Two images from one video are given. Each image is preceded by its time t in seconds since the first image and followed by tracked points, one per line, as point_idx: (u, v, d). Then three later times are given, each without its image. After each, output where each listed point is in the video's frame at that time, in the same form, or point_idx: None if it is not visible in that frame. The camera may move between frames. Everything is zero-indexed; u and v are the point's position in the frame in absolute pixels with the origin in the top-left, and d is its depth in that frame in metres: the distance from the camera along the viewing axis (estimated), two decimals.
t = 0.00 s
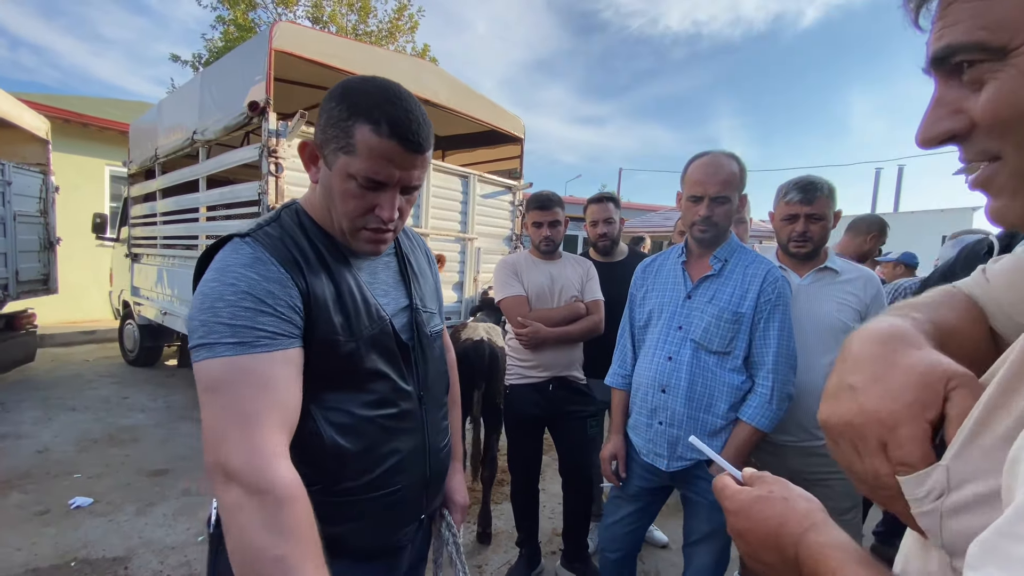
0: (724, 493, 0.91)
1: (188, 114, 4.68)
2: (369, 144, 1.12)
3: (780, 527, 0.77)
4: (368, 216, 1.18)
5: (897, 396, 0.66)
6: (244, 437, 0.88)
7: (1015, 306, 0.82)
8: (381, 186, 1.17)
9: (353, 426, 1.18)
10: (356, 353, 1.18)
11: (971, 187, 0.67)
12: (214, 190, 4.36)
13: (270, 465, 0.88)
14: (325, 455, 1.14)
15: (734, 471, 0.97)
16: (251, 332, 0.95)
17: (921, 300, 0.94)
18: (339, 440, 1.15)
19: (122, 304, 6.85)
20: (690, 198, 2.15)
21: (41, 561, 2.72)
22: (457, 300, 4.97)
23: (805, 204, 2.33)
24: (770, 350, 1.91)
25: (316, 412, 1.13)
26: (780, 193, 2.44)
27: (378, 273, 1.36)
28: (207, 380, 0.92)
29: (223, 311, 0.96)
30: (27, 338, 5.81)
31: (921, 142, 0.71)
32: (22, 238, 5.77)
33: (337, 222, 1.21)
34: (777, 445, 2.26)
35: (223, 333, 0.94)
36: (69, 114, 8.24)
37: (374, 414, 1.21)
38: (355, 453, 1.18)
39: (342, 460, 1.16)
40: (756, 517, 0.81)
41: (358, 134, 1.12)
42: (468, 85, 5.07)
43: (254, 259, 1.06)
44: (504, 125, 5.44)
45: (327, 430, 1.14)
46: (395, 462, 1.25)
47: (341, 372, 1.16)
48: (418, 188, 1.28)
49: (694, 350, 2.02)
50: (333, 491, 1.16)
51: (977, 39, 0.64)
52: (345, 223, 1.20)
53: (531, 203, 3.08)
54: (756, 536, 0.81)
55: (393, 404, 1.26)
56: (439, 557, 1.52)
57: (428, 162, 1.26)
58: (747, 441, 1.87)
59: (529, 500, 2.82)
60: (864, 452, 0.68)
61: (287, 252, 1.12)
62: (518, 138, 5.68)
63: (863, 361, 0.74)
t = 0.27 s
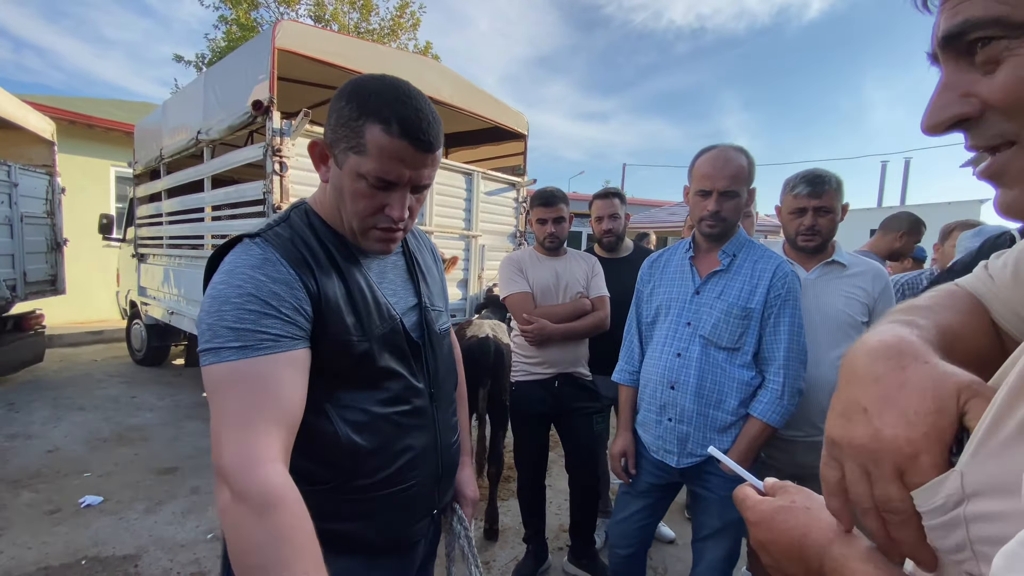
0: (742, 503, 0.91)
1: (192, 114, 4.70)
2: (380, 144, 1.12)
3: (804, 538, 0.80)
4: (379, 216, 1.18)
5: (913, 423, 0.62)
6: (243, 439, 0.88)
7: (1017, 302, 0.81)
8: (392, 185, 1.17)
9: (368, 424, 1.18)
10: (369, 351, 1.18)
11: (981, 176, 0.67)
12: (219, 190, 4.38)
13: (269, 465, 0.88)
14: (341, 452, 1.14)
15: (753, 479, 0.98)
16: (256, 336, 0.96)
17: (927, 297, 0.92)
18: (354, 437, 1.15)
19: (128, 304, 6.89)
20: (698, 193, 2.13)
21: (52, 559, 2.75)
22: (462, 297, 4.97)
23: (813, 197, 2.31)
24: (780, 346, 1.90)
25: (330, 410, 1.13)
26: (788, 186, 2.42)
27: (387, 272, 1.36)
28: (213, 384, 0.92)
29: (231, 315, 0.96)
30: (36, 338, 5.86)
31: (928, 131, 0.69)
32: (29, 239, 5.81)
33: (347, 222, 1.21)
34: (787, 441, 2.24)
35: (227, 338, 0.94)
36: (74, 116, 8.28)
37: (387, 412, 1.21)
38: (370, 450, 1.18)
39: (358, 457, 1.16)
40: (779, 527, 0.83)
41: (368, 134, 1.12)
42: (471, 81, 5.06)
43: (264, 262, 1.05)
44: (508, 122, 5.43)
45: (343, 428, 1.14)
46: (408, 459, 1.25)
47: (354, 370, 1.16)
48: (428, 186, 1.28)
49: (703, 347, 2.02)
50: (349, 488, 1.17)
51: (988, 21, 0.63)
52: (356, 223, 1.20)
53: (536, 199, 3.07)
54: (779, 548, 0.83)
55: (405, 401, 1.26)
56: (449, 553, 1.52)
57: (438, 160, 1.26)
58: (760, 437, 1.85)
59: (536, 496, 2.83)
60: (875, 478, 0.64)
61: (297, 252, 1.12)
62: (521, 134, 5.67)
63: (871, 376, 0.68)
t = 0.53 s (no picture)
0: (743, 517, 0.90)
1: (195, 113, 4.70)
2: (381, 142, 1.12)
3: (806, 555, 0.76)
4: (380, 215, 1.18)
5: (904, 425, 0.66)
6: (248, 442, 0.89)
7: (1020, 301, 0.80)
8: (393, 183, 1.16)
9: (369, 423, 1.18)
10: (370, 350, 1.18)
11: (986, 174, 0.66)
12: (223, 189, 4.39)
13: (278, 469, 0.90)
14: (341, 451, 1.14)
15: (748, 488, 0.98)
16: (255, 337, 0.96)
17: (928, 304, 0.92)
18: (354, 436, 1.15)
19: (134, 303, 6.93)
20: (701, 190, 2.12)
21: (61, 556, 2.78)
22: (465, 295, 4.96)
23: (821, 192, 2.29)
24: (785, 344, 1.88)
25: (330, 409, 1.13)
26: (795, 181, 2.39)
27: (388, 272, 1.36)
28: (217, 390, 0.93)
29: (232, 316, 0.96)
30: (43, 337, 5.91)
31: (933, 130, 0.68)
32: (35, 239, 5.85)
33: (348, 221, 1.21)
34: (792, 439, 2.23)
35: (229, 340, 0.94)
36: (79, 115, 8.32)
37: (388, 411, 1.22)
38: (370, 449, 1.18)
39: (358, 456, 1.16)
40: (780, 543, 0.80)
41: (369, 132, 1.12)
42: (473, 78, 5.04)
43: (263, 263, 1.05)
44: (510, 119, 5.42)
45: (343, 427, 1.14)
46: (409, 458, 1.25)
47: (355, 369, 1.16)
48: (430, 184, 1.27)
49: (707, 344, 2.00)
50: (350, 487, 1.17)
51: (993, 17, 0.62)
52: (357, 222, 1.19)
53: (539, 196, 3.06)
54: (780, 565, 0.79)
55: (406, 400, 1.26)
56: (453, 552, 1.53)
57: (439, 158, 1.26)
58: (766, 435, 1.84)
59: (540, 494, 2.83)
60: (884, 487, 0.66)
61: (298, 252, 1.12)
62: (524, 131, 5.66)
63: (877, 386, 0.72)
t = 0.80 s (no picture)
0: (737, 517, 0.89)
1: (198, 112, 4.71)
2: (379, 139, 1.12)
3: (795, 551, 0.76)
4: (379, 212, 1.18)
5: (884, 401, 0.68)
6: (256, 433, 0.92)
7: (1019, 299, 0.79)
8: (391, 181, 1.16)
9: (370, 419, 1.18)
10: (370, 348, 1.19)
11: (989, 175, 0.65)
12: (226, 187, 4.40)
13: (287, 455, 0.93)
14: (342, 447, 1.14)
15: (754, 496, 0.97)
16: (255, 338, 0.97)
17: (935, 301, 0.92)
18: (356, 433, 1.16)
19: (139, 301, 6.96)
20: (702, 187, 2.11)
21: (68, 553, 2.80)
22: (468, 293, 4.97)
23: (827, 188, 2.27)
24: (785, 341, 1.88)
25: (331, 405, 1.13)
26: (800, 177, 2.38)
27: (389, 271, 1.36)
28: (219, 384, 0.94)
29: (233, 316, 0.98)
30: (49, 336, 5.94)
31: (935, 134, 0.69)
32: (40, 238, 5.88)
33: (348, 219, 1.21)
34: (793, 436, 2.23)
35: (230, 340, 0.95)
36: (83, 115, 8.34)
37: (389, 407, 1.22)
38: (371, 445, 1.18)
39: (360, 453, 1.16)
40: (771, 540, 0.80)
41: (366, 130, 1.12)
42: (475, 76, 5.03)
43: (261, 264, 1.06)
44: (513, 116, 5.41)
45: (344, 424, 1.14)
46: (411, 454, 1.26)
47: (356, 366, 1.17)
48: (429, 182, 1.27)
49: (707, 342, 2.00)
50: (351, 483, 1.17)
51: (988, 26, 0.62)
52: (356, 220, 1.19)
53: (541, 194, 3.06)
54: (772, 563, 0.79)
55: (407, 397, 1.26)
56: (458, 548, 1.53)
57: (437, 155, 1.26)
58: (766, 431, 1.84)
59: (542, 491, 2.83)
60: (872, 461, 0.68)
61: (298, 252, 1.13)
62: (526, 128, 5.65)
63: (870, 370, 0.74)
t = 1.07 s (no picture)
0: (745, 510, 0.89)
1: (201, 110, 4.72)
2: (386, 133, 1.12)
3: (811, 543, 0.76)
4: (386, 206, 1.18)
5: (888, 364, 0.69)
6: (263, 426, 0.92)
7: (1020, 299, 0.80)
8: (398, 175, 1.17)
9: (380, 412, 1.19)
10: (381, 343, 1.20)
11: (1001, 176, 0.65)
12: (228, 186, 4.41)
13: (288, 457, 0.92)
14: (353, 440, 1.14)
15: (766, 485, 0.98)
16: (275, 330, 0.97)
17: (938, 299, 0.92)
18: (366, 426, 1.16)
19: (142, 300, 6.98)
20: (702, 185, 2.11)
21: (72, 550, 2.82)
22: (470, 291, 4.97)
23: (830, 186, 2.27)
24: (787, 337, 1.87)
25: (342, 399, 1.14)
26: (803, 175, 2.37)
27: (395, 268, 1.37)
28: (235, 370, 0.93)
29: (254, 310, 0.97)
30: (52, 334, 5.97)
31: (946, 138, 0.69)
32: (44, 237, 5.90)
33: (355, 215, 1.21)
34: (795, 433, 2.23)
35: (250, 330, 0.95)
36: (85, 114, 8.36)
37: (398, 401, 1.23)
38: (382, 438, 1.19)
39: (371, 445, 1.17)
40: (787, 533, 0.80)
41: (374, 125, 1.13)
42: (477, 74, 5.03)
43: (279, 260, 1.06)
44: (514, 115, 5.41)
45: (355, 417, 1.15)
46: (419, 447, 1.27)
47: (368, 361, 1.17)
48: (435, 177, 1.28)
49: (707, 339, 2.00)
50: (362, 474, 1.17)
51: (994, 32, 0.62)
52: (364, 215, 1.20)
53: (543, 192, 3.06)
54: (788, 554, 0.79)
55: (416, 390, 1.27)
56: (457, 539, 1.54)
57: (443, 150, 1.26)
58: (765, 428, 1.84)
59: (545, 489, 2.84)
60: (871, 424, 0.69)
61: (309, 249, 1.13)
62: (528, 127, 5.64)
63: (876, 334, 0.74)
